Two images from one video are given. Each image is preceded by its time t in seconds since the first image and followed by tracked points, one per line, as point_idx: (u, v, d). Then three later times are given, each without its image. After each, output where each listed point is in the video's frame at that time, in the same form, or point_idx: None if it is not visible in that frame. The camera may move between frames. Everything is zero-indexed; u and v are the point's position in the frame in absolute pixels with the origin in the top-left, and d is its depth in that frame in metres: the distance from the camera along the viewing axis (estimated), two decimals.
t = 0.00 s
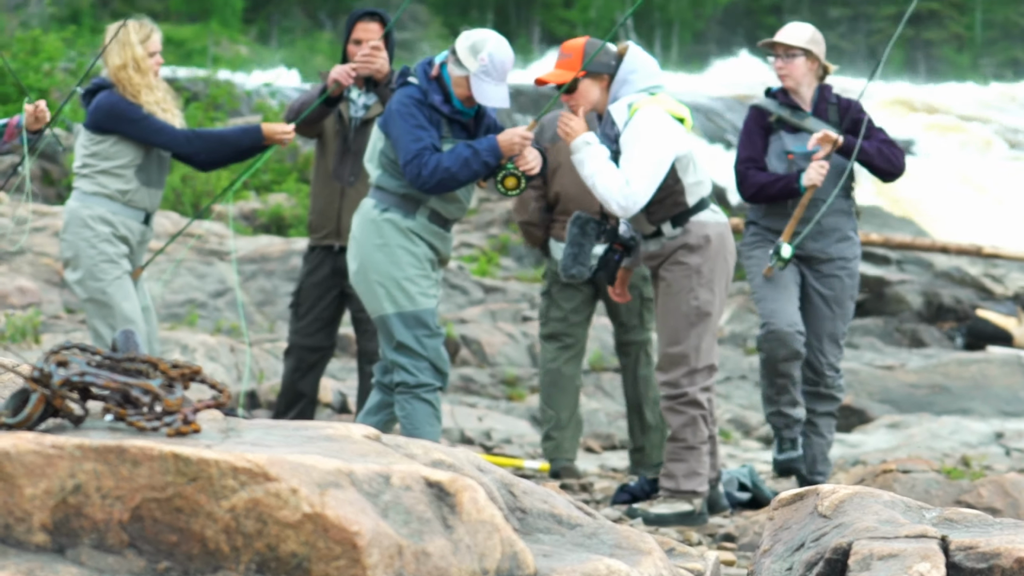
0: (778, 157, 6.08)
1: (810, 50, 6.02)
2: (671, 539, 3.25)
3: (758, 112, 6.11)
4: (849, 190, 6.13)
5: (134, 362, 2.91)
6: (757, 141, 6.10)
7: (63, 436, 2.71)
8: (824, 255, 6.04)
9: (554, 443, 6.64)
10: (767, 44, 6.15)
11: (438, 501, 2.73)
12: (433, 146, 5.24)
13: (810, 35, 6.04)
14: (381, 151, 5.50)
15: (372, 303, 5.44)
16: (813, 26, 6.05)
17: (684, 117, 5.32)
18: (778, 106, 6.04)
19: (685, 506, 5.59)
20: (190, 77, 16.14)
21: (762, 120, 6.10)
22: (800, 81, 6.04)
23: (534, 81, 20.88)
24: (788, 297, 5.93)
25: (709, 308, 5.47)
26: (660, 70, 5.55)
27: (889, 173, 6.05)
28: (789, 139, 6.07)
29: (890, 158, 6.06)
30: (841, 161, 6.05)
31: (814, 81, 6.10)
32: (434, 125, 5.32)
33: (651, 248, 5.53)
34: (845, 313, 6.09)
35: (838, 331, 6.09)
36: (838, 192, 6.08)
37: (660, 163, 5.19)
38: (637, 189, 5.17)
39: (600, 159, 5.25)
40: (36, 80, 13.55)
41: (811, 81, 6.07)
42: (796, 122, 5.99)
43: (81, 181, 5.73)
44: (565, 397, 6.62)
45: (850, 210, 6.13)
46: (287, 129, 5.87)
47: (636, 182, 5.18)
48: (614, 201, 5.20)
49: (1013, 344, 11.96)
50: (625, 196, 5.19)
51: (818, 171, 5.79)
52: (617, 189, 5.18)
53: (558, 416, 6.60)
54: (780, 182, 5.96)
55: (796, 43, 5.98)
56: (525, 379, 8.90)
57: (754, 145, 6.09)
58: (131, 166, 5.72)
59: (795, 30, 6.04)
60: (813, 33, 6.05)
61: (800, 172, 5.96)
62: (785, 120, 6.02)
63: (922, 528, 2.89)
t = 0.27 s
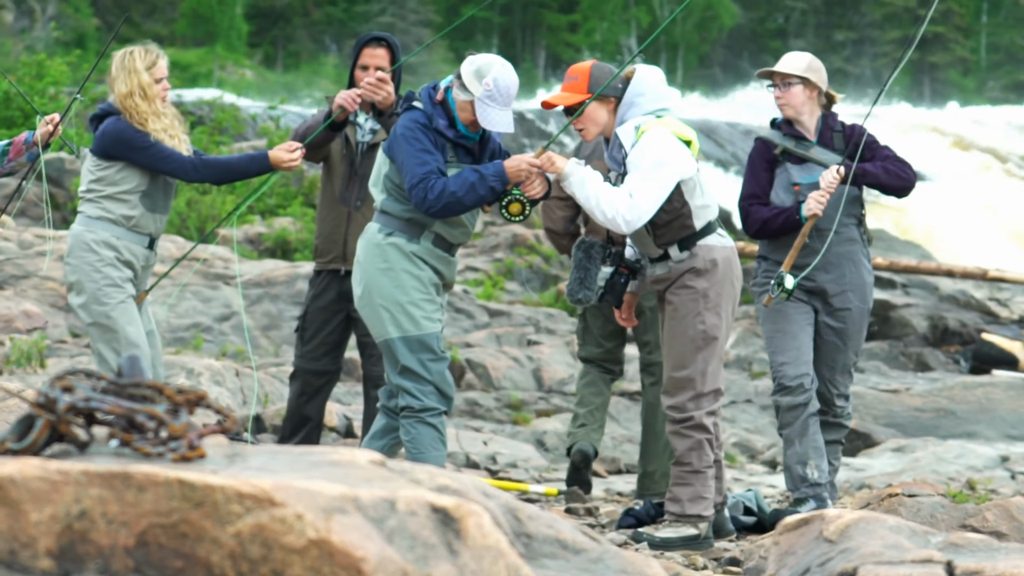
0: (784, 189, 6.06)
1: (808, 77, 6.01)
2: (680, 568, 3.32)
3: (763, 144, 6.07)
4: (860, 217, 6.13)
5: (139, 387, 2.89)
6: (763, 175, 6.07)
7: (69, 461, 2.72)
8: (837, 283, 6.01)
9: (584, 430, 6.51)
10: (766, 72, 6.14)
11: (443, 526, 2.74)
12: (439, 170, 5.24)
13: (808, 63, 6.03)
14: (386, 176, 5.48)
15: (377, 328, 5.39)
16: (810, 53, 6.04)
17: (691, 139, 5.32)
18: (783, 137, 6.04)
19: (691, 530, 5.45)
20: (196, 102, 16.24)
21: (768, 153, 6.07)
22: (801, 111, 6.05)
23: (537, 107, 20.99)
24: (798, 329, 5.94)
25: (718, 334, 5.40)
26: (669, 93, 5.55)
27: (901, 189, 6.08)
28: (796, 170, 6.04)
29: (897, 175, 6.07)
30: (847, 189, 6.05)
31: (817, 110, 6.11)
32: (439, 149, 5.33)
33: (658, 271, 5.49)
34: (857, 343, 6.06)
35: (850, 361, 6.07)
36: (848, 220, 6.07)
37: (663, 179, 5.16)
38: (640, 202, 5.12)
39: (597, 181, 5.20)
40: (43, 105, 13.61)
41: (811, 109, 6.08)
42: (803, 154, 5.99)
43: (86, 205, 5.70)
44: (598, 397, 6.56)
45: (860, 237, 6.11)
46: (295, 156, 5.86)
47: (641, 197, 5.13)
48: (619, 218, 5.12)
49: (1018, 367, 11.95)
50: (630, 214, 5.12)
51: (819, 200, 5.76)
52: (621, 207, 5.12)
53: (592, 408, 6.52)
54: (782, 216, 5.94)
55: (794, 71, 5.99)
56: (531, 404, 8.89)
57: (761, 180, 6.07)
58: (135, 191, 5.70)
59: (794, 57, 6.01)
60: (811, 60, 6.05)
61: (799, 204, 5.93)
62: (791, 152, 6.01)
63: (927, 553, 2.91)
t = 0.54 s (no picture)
0: (772, 200, 6.11)
1: (791, 82, 6.02)
2: None
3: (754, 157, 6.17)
4: (855, 222, 6.07)
5: (146, 401, 2.88)
6: (751, 188, 6.16)
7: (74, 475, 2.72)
8: (834, 292, 5.98)
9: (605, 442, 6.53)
10: (752, 77, 6.19)
11: (450, 539, 2.74)
12: (445, 182, 5.23)
13: (791, 68, 6.04)
14: (392, 188, 5.48)
15: (384, 340, 5.37)
16: (793, 59, 6.05)
17: (697, 151, 5.31)
18: (769, 148, 6.09)
19: (697, 542, 5.42)
20: (202, 115, 16.29)
21: (757, 166, 6.15)
22: (784, 116, 6.09)
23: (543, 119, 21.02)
24: (794, 344, 5.96)
25: (726, 347, 5.39)
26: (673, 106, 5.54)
27: (887, 181, 5.95)
28: (782, 180, 6.07)
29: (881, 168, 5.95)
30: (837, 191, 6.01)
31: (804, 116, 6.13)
32: (446, 162, 5.34)
33: (665, 284, 5.50)
34: (862, 349, 6.02)
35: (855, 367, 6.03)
36: (839, 227, 6.03)
37: (670, 191, 5.13)
38: (648, 216, 5.09)
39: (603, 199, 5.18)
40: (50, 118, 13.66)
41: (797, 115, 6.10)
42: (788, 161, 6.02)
43: (93, 219, 5.69)
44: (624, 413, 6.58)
45: (858, 242, 6.05)
46: (303, 169, 5.97)
47: (648, 210, 5.10)
48: (628, 233, 5.09)
49: None
50: (639, 229, 5.09)
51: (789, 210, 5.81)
52: (630, 223, 5.09)
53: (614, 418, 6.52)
54: (759, 226, 6.06)
55: (777, 76, 6.01)
56: (537, 417, 8.89)
57: (749, 195, 6.17)
58: (143, 205, 5.69)
59: (776, 65, 6.03)
60: (794, 65, 6.05)
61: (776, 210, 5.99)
62: (776, 162, 6.07)
63: (935, 566, 2.92)
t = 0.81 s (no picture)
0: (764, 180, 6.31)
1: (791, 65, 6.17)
2: None
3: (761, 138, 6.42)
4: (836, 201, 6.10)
5: (156, 399, 2.87)
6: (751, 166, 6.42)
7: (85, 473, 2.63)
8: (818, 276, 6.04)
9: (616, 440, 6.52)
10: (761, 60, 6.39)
11: (461, 537, 2.73)
12: (455, 179, 5.22)
13: (795, 51, 6.18)
14: (401, 186, 5.48)
15: (393, 338, 5.37)
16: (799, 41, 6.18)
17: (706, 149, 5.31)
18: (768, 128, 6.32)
19: (708, 540, 5.40)
20: (212, 113, 16.31)
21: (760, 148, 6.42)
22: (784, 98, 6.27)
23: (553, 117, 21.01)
24: (796, 346, 6.11)
25: (736, 345, 5.37)
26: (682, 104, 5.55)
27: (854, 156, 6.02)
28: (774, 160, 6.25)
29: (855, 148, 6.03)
30: (822, 173, 6.10)
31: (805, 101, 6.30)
32: (455, 159, 5.34)
33: (675, 282, 5.48)
34: (850, 320, 5.93)
35: (846, 338, 5.92)
36: (818, 207, 6.10)
37: (684, 191, 5.11)
38: (669, 223, 5.07)
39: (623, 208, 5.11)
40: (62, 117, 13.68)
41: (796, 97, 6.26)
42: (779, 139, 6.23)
43: (105, 216, 5.69)
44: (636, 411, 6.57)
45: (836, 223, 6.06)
46: (314, 166, 6.00)
47: (668, 215, 5.06)
48: (652, 240, 5.07)
49: None
50: (661, 235, 5.06)
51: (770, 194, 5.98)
52: (652, 230, 5.05)
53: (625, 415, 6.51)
54: (746, 208, 6.29)
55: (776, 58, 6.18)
56: (548, 415, 8.89)
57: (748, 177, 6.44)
58: (154, 204, 5.70)
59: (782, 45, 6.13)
60: (799, 48, 6.17)
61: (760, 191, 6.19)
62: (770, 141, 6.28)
63: (945, 564, 2.91)
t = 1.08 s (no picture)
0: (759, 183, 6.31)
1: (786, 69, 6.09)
2: None
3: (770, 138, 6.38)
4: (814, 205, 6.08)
5: (165, 401, 2.80)
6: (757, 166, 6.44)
7: (92, 476, 2.48)
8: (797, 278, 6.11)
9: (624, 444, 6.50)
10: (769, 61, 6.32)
11: (469, 540, 2.57)
12: (461, 182, 5.23)
13: (791, 55, 6.07)
14: (409, 188, 5.49)
15: (401, 340, 5.37)
16: (796, 45, 6.06)
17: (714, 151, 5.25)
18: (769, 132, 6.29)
19: (716, 542, 5.40)
20: (219, 116, 16.32)
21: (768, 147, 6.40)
22: (781, 102, 6.19)
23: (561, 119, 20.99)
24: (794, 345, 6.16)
25: (742, 346, 5.34)
26: (690, 106, 5.52)
27: (816, 178, 5.86)
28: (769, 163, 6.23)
29: (823, 167, 5.86)
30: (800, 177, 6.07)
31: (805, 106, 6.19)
32: (462, 161, 5.34)
33: (681, 284, 5.48)
34: (805, 303, 5.97)
35: (797, 319, 5.95)
36: (798, 212, 6.10)
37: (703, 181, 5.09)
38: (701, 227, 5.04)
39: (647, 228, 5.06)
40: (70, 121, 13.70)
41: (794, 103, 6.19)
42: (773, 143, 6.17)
43: (114, 219, 5.70)
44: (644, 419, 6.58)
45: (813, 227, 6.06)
46: (321, 167, 6.00)
47: (697, 219, 5.03)
48: (691, 248, 5.04)
49: None
50: (695, 241, 5.03)
51: (742, 189, 6.15)
52: (684, 238, 5.02)
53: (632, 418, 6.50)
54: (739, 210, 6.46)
55: (771, 63, 6.09)
56: (555, 418, 8.89)
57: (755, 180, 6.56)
58: (163, 207, 5.71)
59: (777, 48, 6.08)
60: (793, 50, 6.08)
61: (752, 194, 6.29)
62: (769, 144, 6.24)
63: (954, 566, 2.90)
